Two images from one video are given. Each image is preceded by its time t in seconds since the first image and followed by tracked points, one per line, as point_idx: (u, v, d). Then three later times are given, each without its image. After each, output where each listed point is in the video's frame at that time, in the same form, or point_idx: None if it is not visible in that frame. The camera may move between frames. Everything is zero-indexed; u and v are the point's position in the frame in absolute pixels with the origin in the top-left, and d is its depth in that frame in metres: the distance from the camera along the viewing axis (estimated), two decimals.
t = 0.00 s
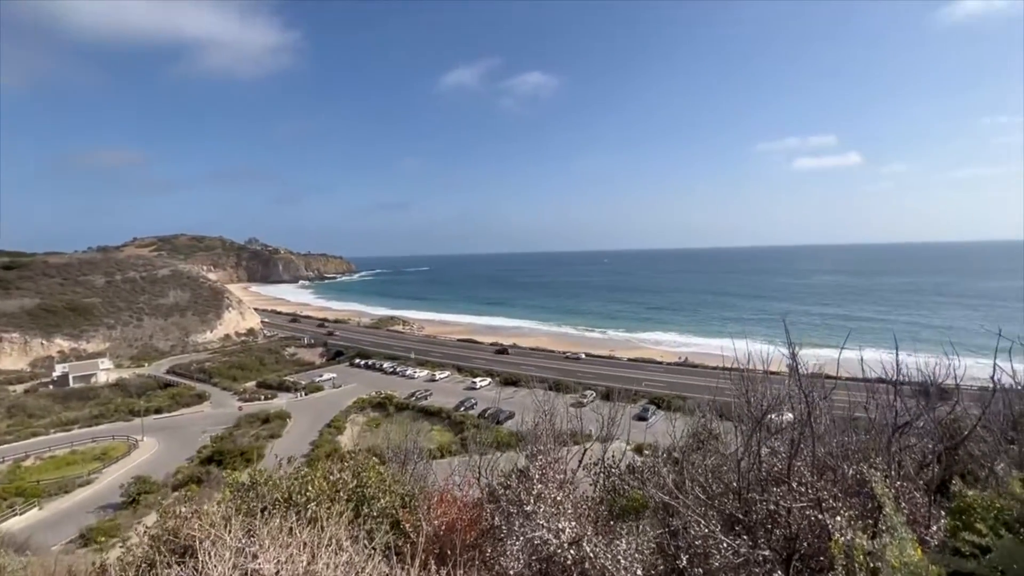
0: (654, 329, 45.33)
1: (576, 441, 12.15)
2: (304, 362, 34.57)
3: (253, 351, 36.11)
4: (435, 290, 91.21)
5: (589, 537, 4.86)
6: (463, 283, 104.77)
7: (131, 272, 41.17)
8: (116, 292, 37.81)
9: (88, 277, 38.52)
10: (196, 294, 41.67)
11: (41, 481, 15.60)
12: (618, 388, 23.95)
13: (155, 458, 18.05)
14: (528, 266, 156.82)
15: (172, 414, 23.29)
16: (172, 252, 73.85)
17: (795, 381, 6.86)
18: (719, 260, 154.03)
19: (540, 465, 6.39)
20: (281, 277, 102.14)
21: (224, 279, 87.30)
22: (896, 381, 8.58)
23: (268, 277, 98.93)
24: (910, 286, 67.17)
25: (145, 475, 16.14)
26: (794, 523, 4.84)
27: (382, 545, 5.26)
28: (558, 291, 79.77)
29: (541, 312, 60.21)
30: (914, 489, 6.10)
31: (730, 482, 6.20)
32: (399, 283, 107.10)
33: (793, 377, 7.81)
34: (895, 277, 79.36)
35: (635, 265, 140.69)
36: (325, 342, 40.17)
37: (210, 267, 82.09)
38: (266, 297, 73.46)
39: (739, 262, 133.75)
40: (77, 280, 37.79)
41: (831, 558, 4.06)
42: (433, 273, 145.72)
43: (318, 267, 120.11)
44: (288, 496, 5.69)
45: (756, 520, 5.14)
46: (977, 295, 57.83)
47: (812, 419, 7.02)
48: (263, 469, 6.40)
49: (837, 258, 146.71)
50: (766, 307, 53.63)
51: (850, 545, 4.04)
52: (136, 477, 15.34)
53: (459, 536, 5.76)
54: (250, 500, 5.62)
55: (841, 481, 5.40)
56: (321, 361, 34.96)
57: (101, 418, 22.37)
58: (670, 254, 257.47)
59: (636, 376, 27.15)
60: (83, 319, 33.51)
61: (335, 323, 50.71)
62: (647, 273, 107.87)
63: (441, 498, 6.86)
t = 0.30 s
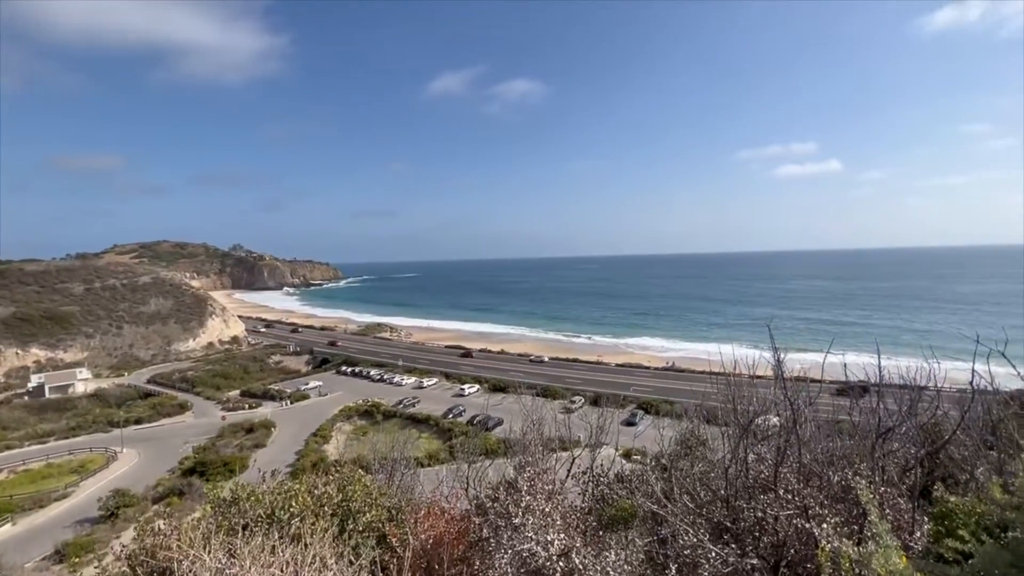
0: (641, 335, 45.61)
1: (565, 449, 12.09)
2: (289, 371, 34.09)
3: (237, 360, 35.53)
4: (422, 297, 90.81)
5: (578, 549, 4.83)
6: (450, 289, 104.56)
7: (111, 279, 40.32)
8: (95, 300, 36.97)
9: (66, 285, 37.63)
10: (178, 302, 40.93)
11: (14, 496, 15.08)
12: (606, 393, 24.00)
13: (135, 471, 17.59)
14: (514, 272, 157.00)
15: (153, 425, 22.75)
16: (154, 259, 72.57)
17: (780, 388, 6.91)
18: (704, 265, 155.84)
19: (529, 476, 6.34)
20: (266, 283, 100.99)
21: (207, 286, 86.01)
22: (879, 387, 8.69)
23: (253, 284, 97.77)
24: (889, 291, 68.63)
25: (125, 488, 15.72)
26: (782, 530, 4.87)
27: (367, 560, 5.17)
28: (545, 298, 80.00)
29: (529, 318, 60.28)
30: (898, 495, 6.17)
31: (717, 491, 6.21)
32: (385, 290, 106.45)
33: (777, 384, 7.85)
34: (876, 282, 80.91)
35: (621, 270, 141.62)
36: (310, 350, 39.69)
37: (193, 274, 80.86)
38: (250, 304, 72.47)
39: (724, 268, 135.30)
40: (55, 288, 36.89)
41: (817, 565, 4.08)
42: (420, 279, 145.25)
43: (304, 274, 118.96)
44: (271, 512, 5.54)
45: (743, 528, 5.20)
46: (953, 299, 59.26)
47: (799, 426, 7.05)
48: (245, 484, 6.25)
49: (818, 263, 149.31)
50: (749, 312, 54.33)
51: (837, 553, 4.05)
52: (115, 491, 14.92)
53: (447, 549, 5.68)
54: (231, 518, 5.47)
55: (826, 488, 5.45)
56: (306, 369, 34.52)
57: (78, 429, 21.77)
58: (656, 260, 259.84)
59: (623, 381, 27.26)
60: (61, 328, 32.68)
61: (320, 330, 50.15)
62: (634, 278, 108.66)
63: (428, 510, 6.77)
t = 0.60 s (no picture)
0: (626, 340, 45.70)
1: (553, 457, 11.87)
2: (272, 379, 33.39)
3: (217, 368, 34.70)
4: (406, 304, 90.12)
5: (564, 560, 4.69)
6: (435, 296, 104.07)
7: (86, 287, 39.21)
8: (69, 307, 35.88)
9: (39, 293, 36.48)
10: (156, 309, 39.93)
11: None
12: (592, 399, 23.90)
13: (109, 484, 16.97)
14: (500, 279, 156.84)
15: (129, 436, 22.03)
16: (132, 266, 70.92)
17: (764, 393, 6.86)
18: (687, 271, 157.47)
19: (514, 487, 6.16)
20: (248, 290, 99.38)
21: (187, 293, 84.26)
22: (859, 392, 8.74)
23: (234, 291, 96.11)
24: (867, 296, 69.95)
25: (98, 503, 15.14)
26: (766, 538, 4.81)
27: None
28: (531, 304, 79.98)
29: (515, 324, 60.13)
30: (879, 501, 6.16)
31: (703, 498, 6.10)
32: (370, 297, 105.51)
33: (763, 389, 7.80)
34: (853, 287, 82.52)
35: (606, 276, 142.26)
36: (293, 357, 38.98)
37: (172, 281, 79.17)
38: (232, 312, 71.15)
39: (707, 274, 136.77)
40: (26, 296, 35.72)
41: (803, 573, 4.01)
42: (405, 286, 144.30)
43: (286, 280, 117.30)
44: (251, 528, 5.29)
45: (728, 535, 5.07)
46: (928, 303, 60.60)
47: (784, 431, 7.00)
48: (223, 500, 5.97)
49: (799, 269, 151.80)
50: (733, 317, 54.86)
51: (823, 560, 3.99)
52: (87, 505, 14.35)
53: (429, 562, 5.49)
54: (207, 536, 5.20)
55: (809, 494, 5.41)
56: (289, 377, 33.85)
57: (50, 442, 20.98)
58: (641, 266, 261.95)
59: (609, 387, 27.20)
60: (32, 337, 31.62)
61: (303, 338, 49.31)
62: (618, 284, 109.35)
63: (411, 524, 6.55)
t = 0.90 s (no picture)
0: (610, 346, 46.01)
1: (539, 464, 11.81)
2: (251, 388, 32.76)
3: (195, 377, 33.92)
4: (389, 311, 89.44)
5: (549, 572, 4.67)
6: (419, 302, 103.60)
7: (58, 294, 38.11)
8: (39, 315, 34.78)
9: (7, 300, 35.31)
10: (131, 317, 38.93)
11: None
12: (576, 405, 23.97)
13: (81, 498, 16.43)
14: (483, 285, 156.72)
15: (102, 448, 21.36)
16: (106, 272, 69.16)
17: (744, 400, 6.93)
18: (668, 277, 159.46)
19: (498, 498, 6.11)
20: (228, 297, 97.73)
21: (164, 300, 82.53)
22: (837, 396, 8.90)
23: (213, 297, 94.45)
24: (842, 301, 71.60)
25: (68, 518, 14.62)
26: (748, 544, 4.87)
27: None
28: (515, 310, 80.01)
29: (499, 331, 60.10)
30: (856, 503, 6.27)
31: (685, 504, 6.15)
32: (352, 304, 104.42)
33: (740, 396, 7.88)
34: (830, 292, 84.32)
35: (589, 282, 143.36)
36: (274, 365, 38.31)
37: (149, 287, 77.42)
38: (210, 319, 69.78)
39: (688, 279, 138.54)
40: None
41: None
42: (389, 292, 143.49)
43: (267, 287, 115.78)
44: (228, 545, 5.13)
45: (711, 541, 5.10)
46: (901, 308, 62.30)
47: (762, 438, 7.10)
48: (199, 515, 5.79)
49: (778, 275, 154.90)
50: (713, 323, 55.65)
51: (803, 565, 4.03)
52: (56, 520, 13.84)
53: None
54: (181, 554, 5.06)
55: (788, 498, 5.48)
56: (270, 385, 33.25)
57: (17, 455, 20.21)
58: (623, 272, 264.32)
59: (594, 392, 27.29)
60: None
61: (284, 345, 48.49)
62: (601, 291, 110.25)
63: (394, 536, 6.46)
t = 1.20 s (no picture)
0: (593, 351, 46.25)
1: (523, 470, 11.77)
2: (230, 396, 32.10)
3: (171, 385, 33.12)
4: (372, 317, 88.66)
5: None
6: (402, 308, 102.90)
7: (27, 300, 36.94)
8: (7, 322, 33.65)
9: None
10: (105, 323, 37.90)
11: None
12: (561, 410, 23.98)
13: (49, 512, 15.88)
14: (467, 290, 156.42)
15: (73, 459, 20.70)
16: (79, 277, 67.29)
17: (725, 405, 6.98)
18: (651, 282, 161.18)
19: (480, 506, 6.06)
20: (206, 303, 95.92)
21: (139, 306, 80.60)
22: (815, 400, 9.04)
23: (191, 303, 92.59)
24: (819, 306, 73.11)
25: (35, 533, 14.10)
26: (729, 549, 4.92)
27: None
28: (499, 316, 80.00)
29: (483, 336, 59.99)
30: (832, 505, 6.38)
31: (667, 509, 6.19)
32: (334, 309, 103.24)
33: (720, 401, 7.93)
34: (807, 297, 85.99)
35: (572, 287, 144.18)
36: (254, 373, 37.60)
37: (124, 292, 75.53)
38: (188, 326, 68.31)
39: (670, 284, 140.33)
40: None
41: None
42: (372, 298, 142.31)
43: (247, 292, 113.95)
44: (203, 561, 4.98)
45: (693, 546, 5.14)
46: (875, 313, 63.85)
47: (741, 442, 7.16)
48: (171, 530, 5.62)
49: (757, 280, 157.78)
50: (695, 328, 56.34)
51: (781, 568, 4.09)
52: (23, 536, 13.34)
53: None
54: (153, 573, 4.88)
55: (767, 502, 5.55)
56: (249, 393, 32.62)
57: None
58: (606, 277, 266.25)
59: (578, 398, 27.34)
60: None
61: (265, 352, 47.61)
62: (585, 296, 110.89)
63: (374, 547, 6.38)
